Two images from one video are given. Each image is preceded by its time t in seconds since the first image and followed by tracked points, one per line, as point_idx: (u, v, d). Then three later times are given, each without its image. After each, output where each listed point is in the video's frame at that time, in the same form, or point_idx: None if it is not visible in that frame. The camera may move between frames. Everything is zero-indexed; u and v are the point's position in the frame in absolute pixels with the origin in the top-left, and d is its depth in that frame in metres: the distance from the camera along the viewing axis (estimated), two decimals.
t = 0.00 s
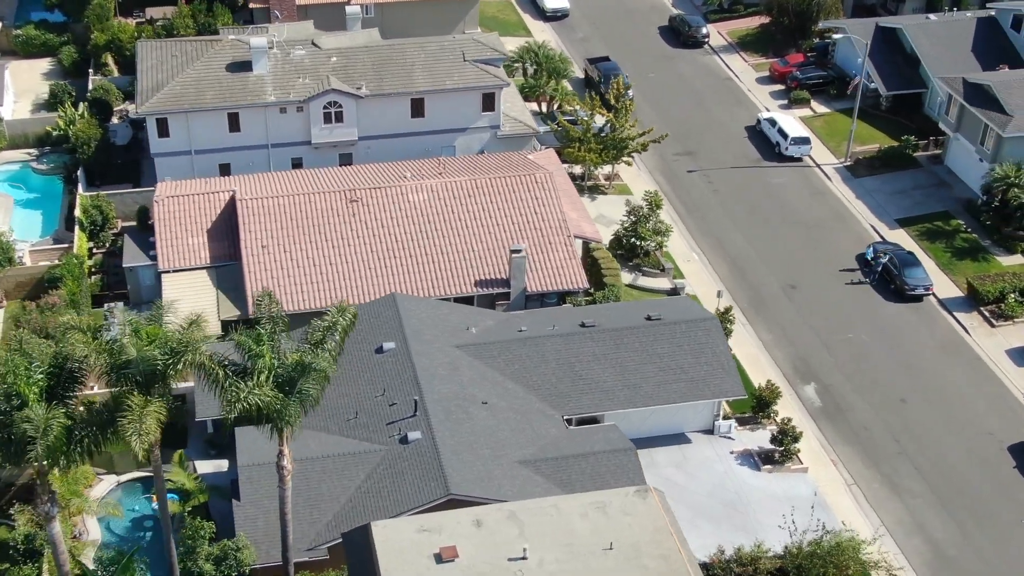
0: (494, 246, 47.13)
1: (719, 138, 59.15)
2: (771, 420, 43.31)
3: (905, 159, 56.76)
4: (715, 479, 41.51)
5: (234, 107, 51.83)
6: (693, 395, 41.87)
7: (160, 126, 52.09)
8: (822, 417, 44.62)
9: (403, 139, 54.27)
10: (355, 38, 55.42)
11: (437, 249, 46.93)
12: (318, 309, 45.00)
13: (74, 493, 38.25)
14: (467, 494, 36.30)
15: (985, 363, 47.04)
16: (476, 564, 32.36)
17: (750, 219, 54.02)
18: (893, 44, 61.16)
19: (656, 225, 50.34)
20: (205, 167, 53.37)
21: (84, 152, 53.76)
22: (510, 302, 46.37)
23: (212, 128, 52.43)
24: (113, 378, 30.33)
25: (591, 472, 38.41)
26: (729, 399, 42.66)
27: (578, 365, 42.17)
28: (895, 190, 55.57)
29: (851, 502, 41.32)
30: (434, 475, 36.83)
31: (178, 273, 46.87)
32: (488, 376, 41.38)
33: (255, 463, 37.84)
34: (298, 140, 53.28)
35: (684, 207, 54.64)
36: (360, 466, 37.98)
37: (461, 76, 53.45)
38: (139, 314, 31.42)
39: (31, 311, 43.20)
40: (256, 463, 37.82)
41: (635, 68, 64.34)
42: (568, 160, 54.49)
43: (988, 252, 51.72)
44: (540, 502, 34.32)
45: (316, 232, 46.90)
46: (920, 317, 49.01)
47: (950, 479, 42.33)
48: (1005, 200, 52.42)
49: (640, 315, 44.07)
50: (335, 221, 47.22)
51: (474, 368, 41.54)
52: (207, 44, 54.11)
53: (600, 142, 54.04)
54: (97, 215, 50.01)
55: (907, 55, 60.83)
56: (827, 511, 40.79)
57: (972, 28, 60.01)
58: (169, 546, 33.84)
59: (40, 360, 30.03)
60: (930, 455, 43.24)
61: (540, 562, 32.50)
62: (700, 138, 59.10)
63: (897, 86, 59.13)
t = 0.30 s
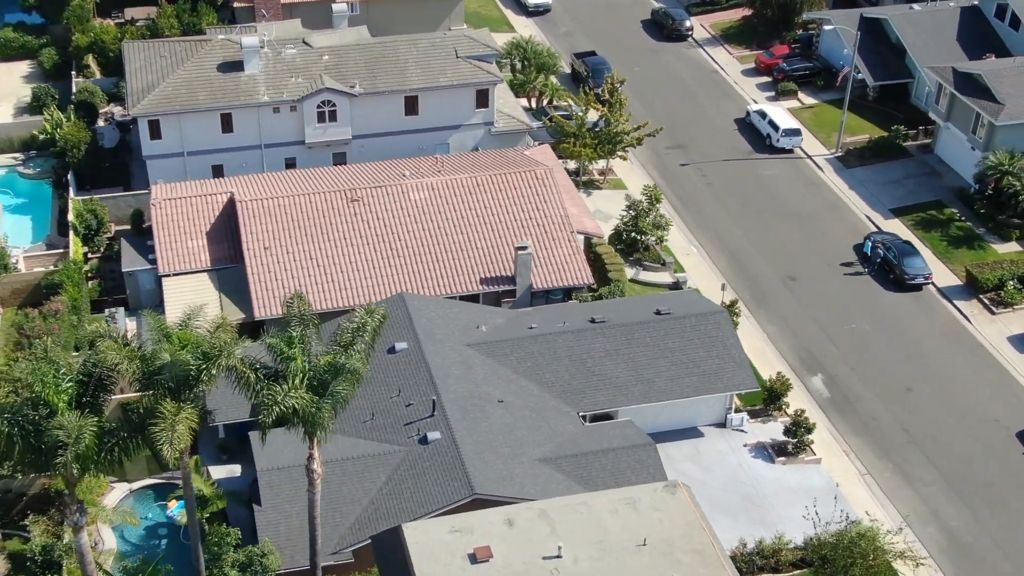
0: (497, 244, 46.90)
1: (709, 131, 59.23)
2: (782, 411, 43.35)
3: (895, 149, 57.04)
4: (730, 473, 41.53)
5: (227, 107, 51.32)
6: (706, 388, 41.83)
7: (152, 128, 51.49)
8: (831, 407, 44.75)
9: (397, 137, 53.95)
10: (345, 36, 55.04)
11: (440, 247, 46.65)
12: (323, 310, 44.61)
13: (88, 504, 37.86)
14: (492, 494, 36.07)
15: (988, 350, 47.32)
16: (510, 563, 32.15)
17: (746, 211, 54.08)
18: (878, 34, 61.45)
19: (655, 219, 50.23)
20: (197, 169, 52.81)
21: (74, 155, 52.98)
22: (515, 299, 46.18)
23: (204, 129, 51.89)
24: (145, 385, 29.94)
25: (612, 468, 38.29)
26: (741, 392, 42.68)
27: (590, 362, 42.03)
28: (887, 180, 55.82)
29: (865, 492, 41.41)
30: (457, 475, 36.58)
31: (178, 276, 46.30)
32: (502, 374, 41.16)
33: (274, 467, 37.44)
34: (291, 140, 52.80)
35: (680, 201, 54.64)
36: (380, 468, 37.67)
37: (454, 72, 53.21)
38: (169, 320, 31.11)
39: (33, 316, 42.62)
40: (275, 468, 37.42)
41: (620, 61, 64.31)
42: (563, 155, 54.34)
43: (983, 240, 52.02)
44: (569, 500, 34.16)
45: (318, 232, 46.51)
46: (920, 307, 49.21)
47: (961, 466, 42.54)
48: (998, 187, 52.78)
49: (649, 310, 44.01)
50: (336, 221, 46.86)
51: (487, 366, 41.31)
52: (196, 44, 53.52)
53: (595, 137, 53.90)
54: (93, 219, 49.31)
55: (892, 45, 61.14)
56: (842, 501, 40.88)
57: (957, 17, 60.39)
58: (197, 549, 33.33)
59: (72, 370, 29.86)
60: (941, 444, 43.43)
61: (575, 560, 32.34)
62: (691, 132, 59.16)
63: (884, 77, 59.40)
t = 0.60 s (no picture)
0: (500, 240, 46.72)
1: (698, 123, 59.33)
2: (792, 402, 43.44)
3: (884, 138, 57.38)
4: (745, 464, 41.55)
5: (219, 107, 50.82)
6: (718, 380, 41.84)
7: (143, 130, 50.93)
8: (838, 396, 44.91)
9: (390, 135, 53.66)
10: (334, 34, 54.64)
11: (443, 244, 46.42)
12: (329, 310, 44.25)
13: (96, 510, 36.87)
14: (516, 491, 35.90)
15: (988, 336, 47.66)
16: (545, 560, 32.03)
17: (741, 203, 54.17)
18: (862, 24, 61.73)
19: (655, 213, 50.38)
20: (189, 170, 52.30)
21: (64, 158, 52.33)
22: (520, 295, 46.06)
23: (196, 130, 51.35)
24: (175, 391, 29.29)
25: (632, 463, 38.23)
26: (752, 383, 42.73)
27: (602, 356, 41.94)
28: (877, 169, 56.11)
29: (879, 480, 41.54)
30: (480, 472, 36.40)
31: (178, 279, 45.82)
32: (515, 370, 41.00)
33: (293, 470, 37.11)
34: (283, 139, 52.38)
35: (674, 194, 54.70)
36: (400, 468, 37.41)
37: (446, 68, 52.98)
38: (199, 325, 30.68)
39: (35, 320, 42.10)
40: (294, 470, 37.08)
41: (604, 54, 64.29)
42: (557, 150, 54.23)
43: (977, 227, 52.38)
44: (598, 495, 34.05)
45: (320, 232, 46.15)
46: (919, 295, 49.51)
47: (971, 452, 42.81)
48: (990, 175, 53.16)
49: (657, 303, 43.98)
50: (337, 220, 46.51)
51: (500, 363, 41.13)
52: (187, 42, 52.93)
53: (589, 131, 53.67)
54: (87, 224, 48.68)
55: (876, 34, 61.45)
56: (857, 489, 41.01)
57: (940, 6, 60.77)
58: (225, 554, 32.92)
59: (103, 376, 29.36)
60: (950, 431, 43.68)
61: (609, 556, 32.25)
62: (680, 124, 59.24)
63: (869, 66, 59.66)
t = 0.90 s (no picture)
0: (502, 236, 46.55)
1: (687, 116, 59.41)
2: (801, 392, 43.52)
3: (872, 128, 57.67)
4: (759, 456, 41.57)
5: (211, 108, 50.33)
6: (730, 372, 41.85)
7: (135, 132, 50.35)
8: (845, 385, 45.05)
9: (383, 133, 53.35)
10: (323, 32, 54.24)
11: (445, 242, 46.18)
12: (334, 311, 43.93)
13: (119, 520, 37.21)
14: (539, 489, 35.77)
15: (988, 323, 47.94)
16: (579, 556, 31.91)
17: (735, 195, 54.19)
18: (845, 14, 61.99)
19: (654, 206, 50.27)
20: (181, 172, 51.75)
21: (53, 163, 51.65)
22: (525, 291, 45.89)
23: (188, 131, 50.85)
24: (212, 397, 28.81)
25: (651, 457, 38.16)
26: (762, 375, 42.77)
27: (614, 351, 41.85)
28: (867, 158, 56.37)
29: (891, 468, 41.66)
30: (503, 470, 36.22)
31: (179, 282, 45.29)
32: (528, 367, 40.85)
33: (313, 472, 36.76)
34: (276, 139, 51.95)
35: (668, 187, 54.69)
36: (420, 468, 37.14)
37: (439, 65, 52.75)
38: (230, 328, 30.26)
39: (38, 325, 41.41)
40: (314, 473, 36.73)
41: (588, 48, 64.26)
42: (550, 145, 54.10)
43: (970, 214, 52.70)
44: (626, 490, 33.95)
45: (322, 233, 45.81)
46: (917, 283, 49.77)
47: (981, 438, 43.04)
48: (981, 162, 53.51)
49: (664, 297, 43.94)
50: (338, 219, 46.19)
51: (512, 360, 40.95)
52: (175, 42, 52.45)
53: (582, 126, 53.59)
54: (82, 228, 47.98)
55: (860, 25, 61.74)
56: (870, 478, 41.11)
57: None
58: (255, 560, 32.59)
59: (135, 385, 29.27)
60: (958, 418, 43.91)
61: (643, 550, 32.17)
62: (668, 117, 59.31)
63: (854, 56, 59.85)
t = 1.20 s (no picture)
0: (505, 233, 46.26)
1: (675, 109, 59.45)
2: (810, 383, 43.59)
3: (861, 118, 57.91)
4: (772, 447, 41.59)
5: (204, 109, 49.80)
6: (741, 364, 41.88)
7: (126, 134, 49.73)
8: (851, 375, 45.15)
9: (376, 131, 53.02)
10: (312, 30, 53.79)
11: (448, 239, 45.86)
12: (340, 311, 43.54)
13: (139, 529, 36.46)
14: (563, 486, 35.65)
15: (988, 310, 48.19)
16: (613, 553, 31.82)
17: (730, 188, 54.26)
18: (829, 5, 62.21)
19: (651, 200, 50.10)
20: (174, 174, 51.18)
21: (43, 167, 50.93)
22: (530, 287, 45.63)
23: (181, 132, 50.30)
24: (247, 401, 28.53)
25: (670, 451, 38.10)
26: (772, 366, 42.81)
27: (625, 346, 41.75)
28: (858, 149, 56.60)
29: (901, 455, 41.85)
30: (526, 468, 36.06)
31: (180, 285, 44.77)
32: (540, 364, 40.69)
33: (332, 474, 36.44)
34: (269, 139, 51.49)
35: (662, 180, 54.68)
36: (440, 467, 36.90)
37: (431, 61, 52.47)
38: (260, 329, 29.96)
39: (43, 332, 40.74)
40: (333, 474, 36.40)
41: (572, 42, 64.20)
42: (543, 140, 53.96)
43: (963, 202, 53.00)
44: (654, 485, 33.87)
45: (324, 233, 45.43)
46: (915, 272, 49.97)
47: (989, 425, 43.27)
48: (972, 150, 53.83)
49: (671, 290, 43.89)
50: (339, 219, 45.82)
51: (525, 357, 40.76)
52: (163, 44, 51.61)
53: (575, 120, 53.45)
54: (77, 232, 47.46)
55: (844, 15, 61.98)
56: (882, 466, 41.25)
57: None
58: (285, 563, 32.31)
59: (169, 389, 28.89)
60: (966, 405, 44.12)
61: (676, 545, 32.11)
62: (657, 111, 59.34)
63: (840, 47, 60.09)
